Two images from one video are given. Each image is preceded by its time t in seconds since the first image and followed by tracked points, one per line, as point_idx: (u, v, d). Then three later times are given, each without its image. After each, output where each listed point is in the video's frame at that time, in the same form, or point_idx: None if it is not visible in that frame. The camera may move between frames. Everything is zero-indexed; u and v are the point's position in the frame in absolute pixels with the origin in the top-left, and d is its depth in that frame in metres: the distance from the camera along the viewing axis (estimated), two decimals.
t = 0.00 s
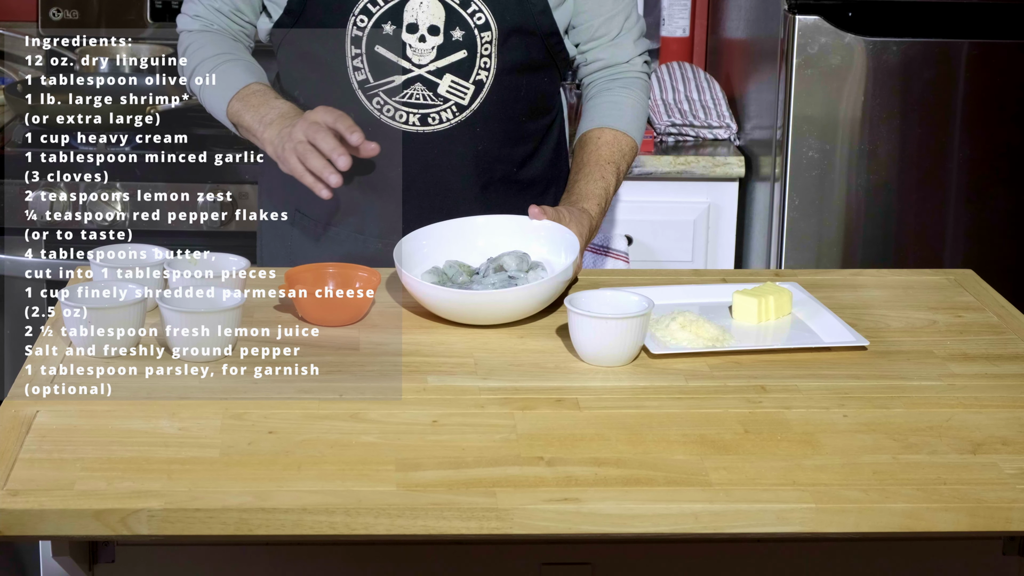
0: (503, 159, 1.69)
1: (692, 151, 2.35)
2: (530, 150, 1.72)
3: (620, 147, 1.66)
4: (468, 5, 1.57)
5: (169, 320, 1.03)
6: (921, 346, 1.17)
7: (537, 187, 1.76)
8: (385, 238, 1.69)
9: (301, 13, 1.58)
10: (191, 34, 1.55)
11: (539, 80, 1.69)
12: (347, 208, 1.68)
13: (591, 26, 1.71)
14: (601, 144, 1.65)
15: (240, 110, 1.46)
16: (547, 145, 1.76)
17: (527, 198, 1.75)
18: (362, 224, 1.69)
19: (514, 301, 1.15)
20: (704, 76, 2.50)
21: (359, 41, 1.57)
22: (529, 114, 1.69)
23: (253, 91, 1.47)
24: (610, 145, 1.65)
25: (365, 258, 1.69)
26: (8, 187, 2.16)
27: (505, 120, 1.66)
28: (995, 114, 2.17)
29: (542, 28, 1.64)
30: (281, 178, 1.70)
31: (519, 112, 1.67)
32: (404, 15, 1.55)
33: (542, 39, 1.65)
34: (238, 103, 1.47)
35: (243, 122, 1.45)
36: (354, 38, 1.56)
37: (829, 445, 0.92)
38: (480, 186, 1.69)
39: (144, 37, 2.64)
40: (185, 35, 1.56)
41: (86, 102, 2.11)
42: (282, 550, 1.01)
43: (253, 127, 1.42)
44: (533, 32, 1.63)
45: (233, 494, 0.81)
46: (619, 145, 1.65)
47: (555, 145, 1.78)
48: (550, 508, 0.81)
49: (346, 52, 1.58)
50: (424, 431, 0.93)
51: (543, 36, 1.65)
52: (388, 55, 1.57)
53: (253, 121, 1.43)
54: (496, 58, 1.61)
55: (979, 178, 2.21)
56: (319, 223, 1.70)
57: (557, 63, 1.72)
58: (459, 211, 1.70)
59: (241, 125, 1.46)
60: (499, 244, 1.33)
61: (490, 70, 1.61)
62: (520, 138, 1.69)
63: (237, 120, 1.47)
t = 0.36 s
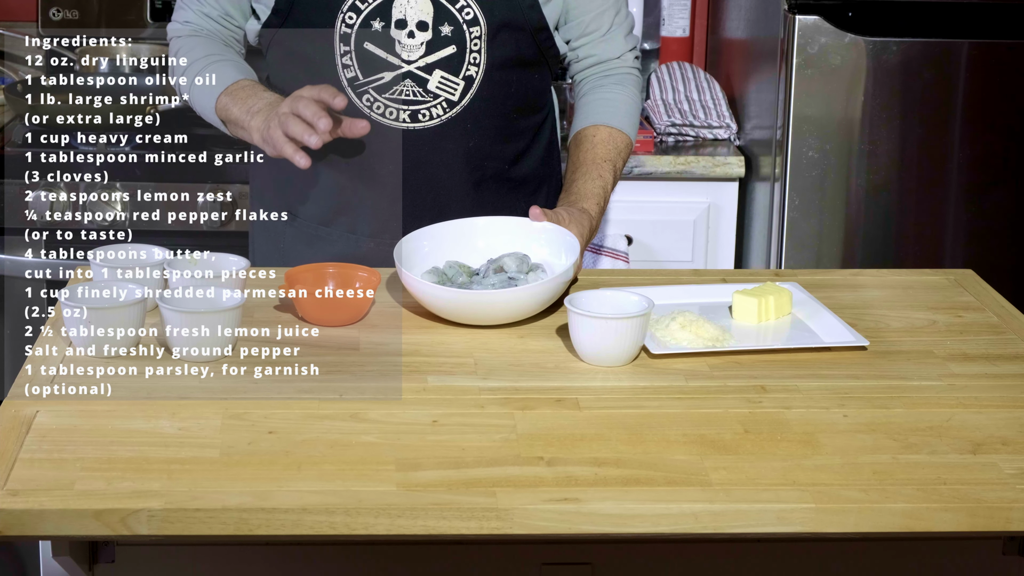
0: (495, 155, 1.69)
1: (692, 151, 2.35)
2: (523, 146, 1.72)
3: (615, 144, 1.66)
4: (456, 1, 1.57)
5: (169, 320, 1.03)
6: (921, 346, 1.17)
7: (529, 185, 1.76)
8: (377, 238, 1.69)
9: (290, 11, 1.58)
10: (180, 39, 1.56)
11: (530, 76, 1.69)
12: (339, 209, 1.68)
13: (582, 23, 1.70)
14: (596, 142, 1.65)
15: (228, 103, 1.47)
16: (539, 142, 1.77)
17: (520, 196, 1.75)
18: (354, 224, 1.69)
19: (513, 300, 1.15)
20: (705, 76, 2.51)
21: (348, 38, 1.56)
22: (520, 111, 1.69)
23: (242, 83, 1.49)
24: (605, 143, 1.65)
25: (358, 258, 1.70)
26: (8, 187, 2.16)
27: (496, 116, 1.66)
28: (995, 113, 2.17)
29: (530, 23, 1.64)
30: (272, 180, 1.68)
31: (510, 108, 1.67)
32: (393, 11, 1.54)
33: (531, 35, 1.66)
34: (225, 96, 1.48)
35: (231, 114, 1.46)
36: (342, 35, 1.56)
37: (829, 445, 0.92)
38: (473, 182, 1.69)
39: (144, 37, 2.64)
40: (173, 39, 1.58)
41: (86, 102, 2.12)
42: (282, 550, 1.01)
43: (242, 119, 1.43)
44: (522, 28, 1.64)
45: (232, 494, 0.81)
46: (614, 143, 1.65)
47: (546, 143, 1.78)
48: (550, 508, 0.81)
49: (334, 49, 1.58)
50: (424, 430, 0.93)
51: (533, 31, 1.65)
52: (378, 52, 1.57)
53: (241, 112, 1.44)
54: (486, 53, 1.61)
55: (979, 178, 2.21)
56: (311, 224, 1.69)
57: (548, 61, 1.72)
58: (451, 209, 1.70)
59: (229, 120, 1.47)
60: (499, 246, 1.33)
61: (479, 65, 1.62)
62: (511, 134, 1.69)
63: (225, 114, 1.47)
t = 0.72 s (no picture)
0: (490, 157, 1.69)
1: (692, 151, 2.35)
2: (517, 147, 1.72)
3: (609, 141, 1.69)
4: (450, 2, 1.57)
5: (169, 320, 1.03)
6: (921, 346, 1.17)
7: (524, 185, 1.77)
8: (374, 241, 1.67)
9: (285, 10, 1.57)
10: (169, 40, 1.55)
11: (522, 77, 1.69)
12: (335, 213, 1.65)
13: (573, 22, 1.72)
14: (591, 140, 1.68)
15: (237, 87, 1.48)
16: (531, 143, 1.77)
17: (514, 196, 1.76)
18: (350, 228, 1.66)
19: (512, 301, 1.15)
20: (704, 76, 2.51)
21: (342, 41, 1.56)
22: (514, 113, 1.69)
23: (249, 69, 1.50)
24: (599, 141, 1.68)
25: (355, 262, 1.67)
26: (9, 187, 2.16)
27: (491, 118, 1.66)
28: (995, 114, 2.17)
29: (524, 24, 1.65)
30: (268, 181, 1.66)
31: (505, 109, 1.67)
32: (388, 14, 1.54)
33: (525, 36, 1.67)
34: (232, 82, 1.49)
35: (241, 96, 1.46)
36: (336, 34, 1.54)
37: (829, 445, 0.92)
38: (469, 184, 1.69)
39: (144, 36, 2.64)
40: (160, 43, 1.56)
41: (86, 102, 2.12)
42: (282, 550, 1.01)
43: (255, 98, 1.44)
44: (516, 28, 1.65)
45: (232, 495, 0.81)
46: (608, 141, 1.68)
47: (538, 144, 1.78)
48: (550, 508, 0.81)
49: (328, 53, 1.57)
50: (423, 431, 0.93)
51: (526, 32, 1.66)
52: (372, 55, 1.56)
53: (253, 91, 1.45)
54: (481, 54, 1.61)
55: (979, 179, 2.21)
56: (306, 228, 1.66)
57: (540, 60, 1.73)
58: (448, 211, 1.70)
59: (238, 105, 1.48)
60: (499, 247, 1.33)
61: (475, 66, 1.62)
62: (505, 136, 1.70)
63: (233, 100, 1.48)
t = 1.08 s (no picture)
0: (487, 158, 1.69)
1: (691, 151, 2.35)
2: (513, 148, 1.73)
3: (603, 132, 1.69)
4: (445, 4, 1.57)
5: (169, 320, 1.03)
6: (921, 346, 1.17)
7: (521, 186, 1.77)
8: (371, 244, 1.64)
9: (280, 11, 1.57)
10: (164, 48, 1.54)
11: (518, 79, 1.69)
12: (331, 216, 1.63)
13: (570, 20, 1.72)
14: (586, 130, 1.68)
15: (230, 105, 1.49)
16: (528, 143, 1.77)
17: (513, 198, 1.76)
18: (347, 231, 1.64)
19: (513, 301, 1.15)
20: (704, 76, 2.51)
21: (338, 45, 1.56)
22: (511, 114, 1.69)
23: (239, 83, 1.51)
24: (595, 132, 1.68)
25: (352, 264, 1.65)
26: (9, 187, 2.17)
27: (488, 120, 1.66)
28: (994, 113, 2.17)
29: (520, 26, 1.65)
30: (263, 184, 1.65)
31: (501, 111, 1.68)
32: (383, 17, 1.55)
33: (522, 38, 1.67)
34: (224, 99, 1.50)
35: (236, 115, 1.48)
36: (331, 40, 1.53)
37: (829, 445, 0.92)
38: (467, 187, 1.69)
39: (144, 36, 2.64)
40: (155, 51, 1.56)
41: (86, 101, 2.12)
42: (282, 550, 1.01)
43: (250, 118, 1.46)
44: (512, 31, 1.65)
45: (232, 495, 0.81)
46: (603, 131, 1.69)
47: (535, 144, 1.79)
48: (550, 508, 0.81)
49: (324, 57, 1.57)
50: (423, 431, 0.93)
51: (522, 34, 1.66)
52: (368, 58, 1.56)
53: (247, 111, 1.47)
54: (478, 57, 1.62)
55: (979, 178, 2.21)
56: (301, 233, 1.64)
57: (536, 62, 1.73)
58: (447, 213, 1.70)
59: (233, 121, 1.50)
60: (499, 245, 1.33)
61: (471, 69, 1.62)
62: (502, 138, 1.70)
63: (228, 117, 1.50)
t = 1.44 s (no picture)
0: (483, 162, 1.69)
1: (692, 151, 2.35)
2: (510, 151, 1.72)
3: (603, 127, 1.69)
4: (440, 8, 1.57)
5: (169, 320, 1.03)
6: (921, 346, 1.17)
7: (518, 188, 1.78)
8: (366, 246, 1.67)
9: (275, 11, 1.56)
10: (159, 48, 1.55)
11: (514, 83, 1.69)
12: (326, 220, 1.65)
13: (568, 18, 1.72)
14: (586, 124, 1.68)
15: (219, 110, 1.49)
16: (525, 146, 1.77)
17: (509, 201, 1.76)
18: (343, 234, 1.66)
19: (513, 303, 1.15)
20: (704, 76, 2.51)
21: (332, 50, 1.57)
22: (507, 117, 1.69)
23: (229, 88, 1.51)
24: (595, 126, 1.68)
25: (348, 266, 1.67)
26: (9, 187, 2.16)
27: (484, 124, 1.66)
28: (995, 112, 2.17)
29: (516, 29, 1.64)
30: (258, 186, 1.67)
31: (497, 115, 1.67)
32: (377, 21, 1.55)
33: (518, 40, 1.65)
34: (215, 103, 1.50)
35: (225, 121, 1.48)
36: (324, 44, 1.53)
37: (829, 445, 0.92)
38: (463, 191, 1.70)
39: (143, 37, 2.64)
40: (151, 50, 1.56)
41: (86, 101, 2.12)
42: (282, 550, 1.01)
43: (237, 123, 1.46)
44: (508, 34, 1.64)
45: (232, 494, 0.81)
46: (603, 126, 1.69)
47: (532, 146, 1.78)
48: (550, 508, 0.81)
49: (318, 62, 1.58)
50: (424, 431, 0.93)
51: (518, 37, 1.65)
52: (363, 63, 1.57)
53: (236, 117, 1.47)
54: (473, 60, 1.61)
55: (980, 178, 2.21)
56: (295, 236, 1.66)
57: (535, 66, 1.72)
58: (442, 216, 1.71)
59: (222, 125, 1.50)
60: (500, 247, 1.33)
61: (466, 72, 1.62)
62: (497, 142, 1.70)
63: (217, 121, 1.50)
